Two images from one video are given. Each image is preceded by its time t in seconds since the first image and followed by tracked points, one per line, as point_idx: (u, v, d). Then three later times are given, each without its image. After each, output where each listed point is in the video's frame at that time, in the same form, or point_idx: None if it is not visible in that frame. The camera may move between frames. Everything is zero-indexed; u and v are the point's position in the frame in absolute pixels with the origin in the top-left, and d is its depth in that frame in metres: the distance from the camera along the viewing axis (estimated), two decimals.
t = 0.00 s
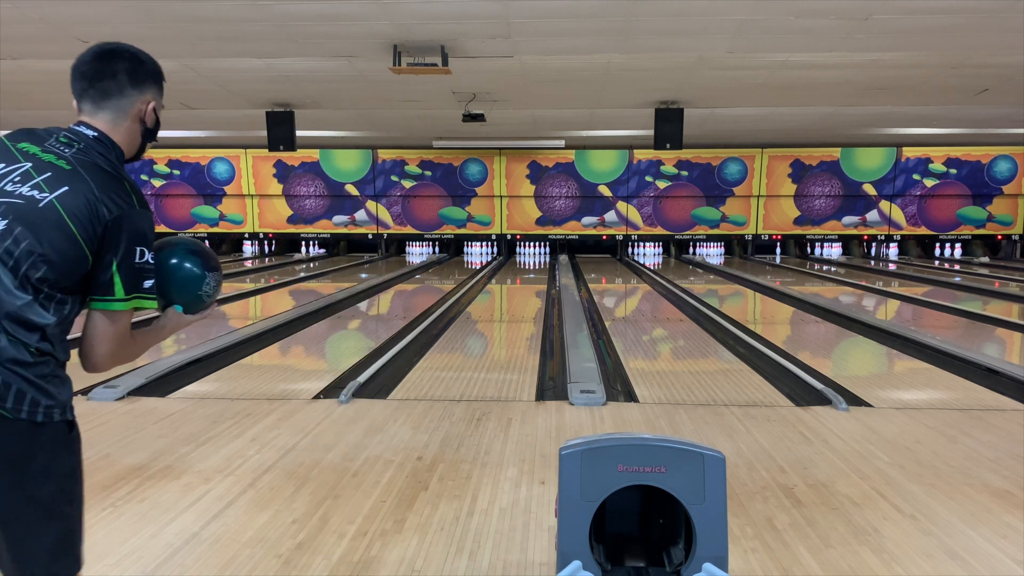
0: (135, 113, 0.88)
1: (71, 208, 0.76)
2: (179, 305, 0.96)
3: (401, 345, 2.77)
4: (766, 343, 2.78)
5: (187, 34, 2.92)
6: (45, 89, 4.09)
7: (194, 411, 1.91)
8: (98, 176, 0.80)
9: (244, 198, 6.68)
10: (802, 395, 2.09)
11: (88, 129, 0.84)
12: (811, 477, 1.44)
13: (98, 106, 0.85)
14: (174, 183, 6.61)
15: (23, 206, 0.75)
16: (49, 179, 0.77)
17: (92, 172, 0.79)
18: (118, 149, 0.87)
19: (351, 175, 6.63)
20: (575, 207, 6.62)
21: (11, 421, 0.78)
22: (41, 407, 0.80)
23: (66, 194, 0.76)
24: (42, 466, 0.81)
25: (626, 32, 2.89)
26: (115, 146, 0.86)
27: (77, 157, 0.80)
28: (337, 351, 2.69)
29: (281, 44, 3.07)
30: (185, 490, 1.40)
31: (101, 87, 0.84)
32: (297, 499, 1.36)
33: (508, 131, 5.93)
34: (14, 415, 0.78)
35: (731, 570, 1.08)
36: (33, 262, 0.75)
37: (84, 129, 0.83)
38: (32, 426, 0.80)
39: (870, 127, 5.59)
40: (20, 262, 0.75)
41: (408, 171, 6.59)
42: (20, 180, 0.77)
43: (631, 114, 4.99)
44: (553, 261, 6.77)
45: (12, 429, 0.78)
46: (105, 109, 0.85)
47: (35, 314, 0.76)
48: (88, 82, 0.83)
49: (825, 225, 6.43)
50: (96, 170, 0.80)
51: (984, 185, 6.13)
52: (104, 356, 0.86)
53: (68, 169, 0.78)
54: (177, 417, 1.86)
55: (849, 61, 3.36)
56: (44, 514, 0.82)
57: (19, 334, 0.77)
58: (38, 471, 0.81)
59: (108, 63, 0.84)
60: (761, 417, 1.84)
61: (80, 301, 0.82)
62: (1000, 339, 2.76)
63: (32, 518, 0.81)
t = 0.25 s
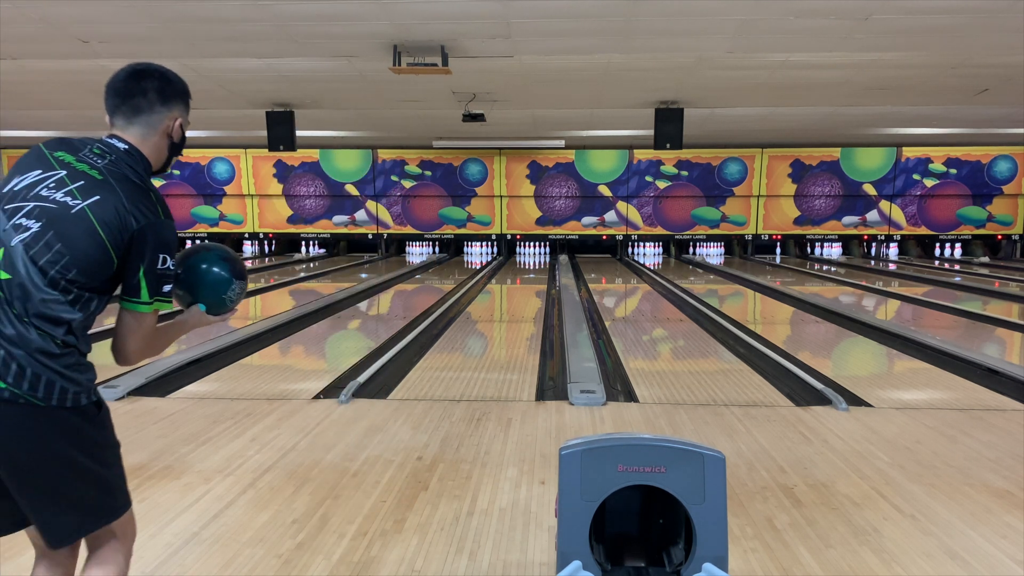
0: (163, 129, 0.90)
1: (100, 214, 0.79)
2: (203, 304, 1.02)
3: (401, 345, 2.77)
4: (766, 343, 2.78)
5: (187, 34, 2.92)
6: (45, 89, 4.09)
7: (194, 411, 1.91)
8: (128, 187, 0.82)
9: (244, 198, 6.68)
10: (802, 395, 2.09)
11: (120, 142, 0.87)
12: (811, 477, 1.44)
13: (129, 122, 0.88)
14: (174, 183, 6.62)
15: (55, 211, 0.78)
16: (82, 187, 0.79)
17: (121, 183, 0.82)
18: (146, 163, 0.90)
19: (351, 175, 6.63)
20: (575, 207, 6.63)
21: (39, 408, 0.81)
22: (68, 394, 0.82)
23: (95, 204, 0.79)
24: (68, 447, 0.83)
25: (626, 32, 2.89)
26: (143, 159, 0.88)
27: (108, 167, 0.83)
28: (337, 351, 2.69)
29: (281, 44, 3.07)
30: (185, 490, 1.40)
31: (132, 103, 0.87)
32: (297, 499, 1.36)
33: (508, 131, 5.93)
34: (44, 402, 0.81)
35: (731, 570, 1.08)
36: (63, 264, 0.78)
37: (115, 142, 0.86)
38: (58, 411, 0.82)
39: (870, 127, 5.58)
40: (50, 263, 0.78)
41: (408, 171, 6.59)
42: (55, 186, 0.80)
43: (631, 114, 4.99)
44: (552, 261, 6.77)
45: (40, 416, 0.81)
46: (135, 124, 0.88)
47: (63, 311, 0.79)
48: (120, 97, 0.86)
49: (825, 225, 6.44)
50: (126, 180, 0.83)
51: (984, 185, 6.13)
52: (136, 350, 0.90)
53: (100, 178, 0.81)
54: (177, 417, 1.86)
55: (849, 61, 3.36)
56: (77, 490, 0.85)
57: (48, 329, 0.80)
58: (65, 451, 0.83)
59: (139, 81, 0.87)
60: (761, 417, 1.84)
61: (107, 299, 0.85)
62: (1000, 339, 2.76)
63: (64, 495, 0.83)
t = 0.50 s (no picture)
0: (201, 151, 0.94)
1: (140, 225, 0.82)
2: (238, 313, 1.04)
3: (401, 345, 2.77)
4: (766, 343, 2.78)
5: (187, 34, 2.92)
6: (45, 89, 4.09)
7: (195, 411, 1.91)
8: (168, 201, 0.85)
9: (244, 198, 6.68)
10: (802, 395, 2.09)
11: (162, 161, 0.90)
12: (811, 477, 1.44)
13: (171, 144, 0.92)
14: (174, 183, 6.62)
15: (99, 217, 0.82)
16: (125, 198, 0.83)
17: (162, 197, 0.85)
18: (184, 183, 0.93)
19: (351, 175, 6.63)
20: (575, 207, 6.63)
21: (76, 390, 0.84)
22: (102, 378, 0.86)
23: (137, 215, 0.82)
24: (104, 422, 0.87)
25: (626, 32, 2.89)
26: (183, 178, 0.92)
27: (150, 182, 0.86)
28: (337, 351, 2.69)
29: (281, 44, 3.07)
30: (185, 490, 1.40)
31: (174, 126, 0.91)
32: (297, 499, 1.36)
33: (508, 131, 5.93)
34: (80, 387, 0.85)
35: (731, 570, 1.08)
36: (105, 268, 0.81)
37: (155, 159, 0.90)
38: (93, 392, 0.86)
39: (870, 127, 5.58)
40: (91, 266, 0.81)
41: (408, 171, 6.59)
42: (100, 195, 0.83)
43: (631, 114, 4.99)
44: (553, 261, 6.77)
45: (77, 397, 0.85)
46: (177, 147, 0.92)
47: (101, 307, 0.83)
48: (165, 121, 0.91)
49: (825, 225, 6.44)
50: (166, 195, 0.86)
51: (984, 185, 6.13)
52: (174, 342, 0.95)
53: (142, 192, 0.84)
54: (177, 417, 1.86)
55: (849, 61, 3.36)
56: (115, 458, 0.90)
57: (85, 324, 0.83)
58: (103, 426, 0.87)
59: (182, 106, 0.91)
60: (761, 417, 1.84)
61: (140, 297, 0.89)
62: (1000, 339, 2.76)
63: (105, 464, 0.88)
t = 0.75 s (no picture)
0: (244, 174, 1.02)
1: (188, 236, 0.89)
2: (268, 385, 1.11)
3: (401, 345, 2.77)
4: (766, 343, 2.78)
5: (187, 34, 2.92)
6: (45, 89, 4.09)
7: (194, 411, 1.91)
8: (213, 216, 0.92)
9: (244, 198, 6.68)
10: (802, 395, 2.09)
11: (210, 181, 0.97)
12: (811, 477, 1.44)
13: (219, 167, 0.99)
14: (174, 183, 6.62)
15: (150, 226, 0.88)
16: (174, 212, 0.89)
17: (207, 214, 0.91)
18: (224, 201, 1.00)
19: (351, 175, 6.63)
20: (575, 207, 6.63)
21: (113, 375, 0.88)
22: (138, 366, 0.91)
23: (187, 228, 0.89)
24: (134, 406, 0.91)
25: (626, 32, 2.89)
26: (227, 197, 0.99)
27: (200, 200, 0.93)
28: (337, 351, 2.69)
29: (281, 44, 3.07)
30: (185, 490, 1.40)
31: (222, 151, 0.99)
32: (297, 499, 1.36)
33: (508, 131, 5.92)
34: (117, 371, 0.89)
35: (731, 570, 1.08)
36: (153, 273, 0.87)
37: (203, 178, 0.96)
38: (128, 378, 0.90)
39: (870, 127, 5.58)
40: (139, 270, 0.87)
41: (408, 171, 6.59)
42: (153, 207, 0.90)
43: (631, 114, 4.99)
44: (553, 261, 6.77)
45: (114, 382, 0.89)
46: (223, 170, 0.99)
47: (145, 304, 0.88)
48: (214, 147, 0.98)
49: (825, 225, 6.44)
50: (213, 213, 0.93)
51: (984, 185, 6.13)
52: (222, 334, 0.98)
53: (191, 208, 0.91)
54: (177, 417, 1.86)
55: (849, 61, 3.36)
56: (141, 441, 0.92)
57: (128, 319, 0.88)
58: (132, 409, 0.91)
59: (230, 133, 0.99)
60: (761, 417, 1.84)
61: (184, 301, 0.94)
62: (1000, 339, 2.76)
63: (132, 447, 0.91)
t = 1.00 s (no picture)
0: (286, 202, 1.12)
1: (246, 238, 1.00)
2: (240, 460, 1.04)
3: (401, 345, 2.77)
4: (766, 343, 2.78)
5: (187, 34, 2.92)
6: (45, 89, 4.09)
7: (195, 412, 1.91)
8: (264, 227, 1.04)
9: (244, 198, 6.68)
10: (802, 395, 2.09)
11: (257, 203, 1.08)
12: (811, 477, 1.44)
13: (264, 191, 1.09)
14: (174, 183, 6.61)
15: (212, 229, 0.99)
16: (233, 219, 1.01)
17: (258, 224, 1.03)
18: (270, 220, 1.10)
19: (351, 175, 6.63)
20: (575, 207, 6.63)
21: (167, 353, 0.97)
22: (188, 347, 0.99)
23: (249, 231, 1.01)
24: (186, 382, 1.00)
25: (626, 32, 2.89)
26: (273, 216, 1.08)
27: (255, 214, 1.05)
28: (337, 351, 2.69)
29: (281, 44, 3.07)
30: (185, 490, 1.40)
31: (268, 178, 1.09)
32: (297, 499, 1.35)
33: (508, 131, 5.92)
34: (170, 350, 0.98)
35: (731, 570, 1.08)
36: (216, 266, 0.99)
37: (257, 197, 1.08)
38: (179, 358, 0.99)
39: (870, 127, 5.58)
40: (201, 263, 0.97)
41: (409, 171, 6.59)
42: (215, 215, 1.02)
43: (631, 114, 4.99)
44: (553, 261, 6.77)
45: (169, 360, 0.97)
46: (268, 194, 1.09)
47: (203, 291, 0.98)
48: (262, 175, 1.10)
49: (825, 225, 6.44)
50: (267, 226, 1.05)
51: (984, 185, 6.13)
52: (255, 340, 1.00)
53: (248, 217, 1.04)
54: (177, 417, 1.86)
55: (849, 61, 3.36)
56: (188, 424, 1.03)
57: (187, 304, 0.98)
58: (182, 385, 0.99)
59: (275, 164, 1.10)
60: (761, 417, 1.84)
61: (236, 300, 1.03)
62: (1000, 339, 2.76)
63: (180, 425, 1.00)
